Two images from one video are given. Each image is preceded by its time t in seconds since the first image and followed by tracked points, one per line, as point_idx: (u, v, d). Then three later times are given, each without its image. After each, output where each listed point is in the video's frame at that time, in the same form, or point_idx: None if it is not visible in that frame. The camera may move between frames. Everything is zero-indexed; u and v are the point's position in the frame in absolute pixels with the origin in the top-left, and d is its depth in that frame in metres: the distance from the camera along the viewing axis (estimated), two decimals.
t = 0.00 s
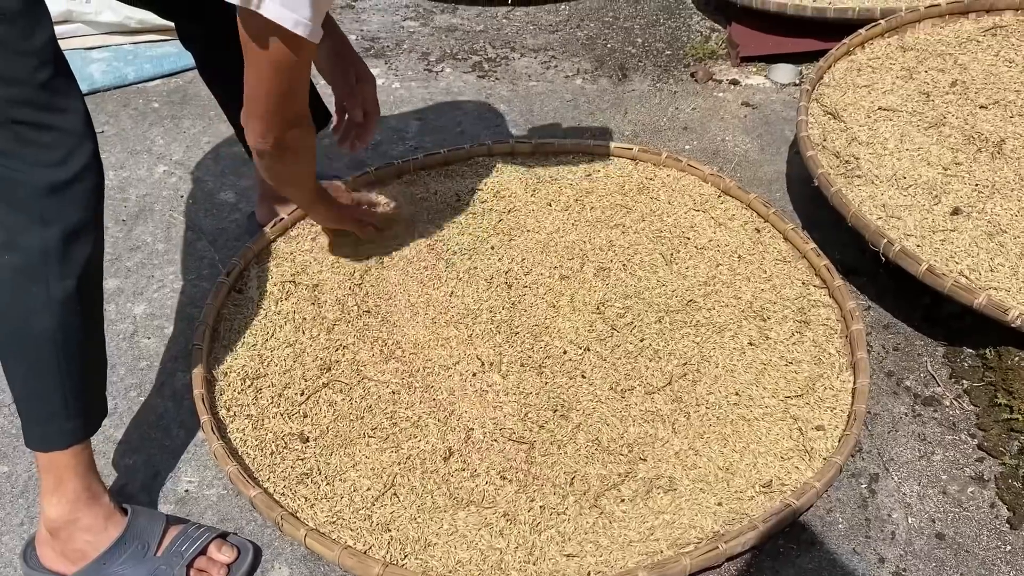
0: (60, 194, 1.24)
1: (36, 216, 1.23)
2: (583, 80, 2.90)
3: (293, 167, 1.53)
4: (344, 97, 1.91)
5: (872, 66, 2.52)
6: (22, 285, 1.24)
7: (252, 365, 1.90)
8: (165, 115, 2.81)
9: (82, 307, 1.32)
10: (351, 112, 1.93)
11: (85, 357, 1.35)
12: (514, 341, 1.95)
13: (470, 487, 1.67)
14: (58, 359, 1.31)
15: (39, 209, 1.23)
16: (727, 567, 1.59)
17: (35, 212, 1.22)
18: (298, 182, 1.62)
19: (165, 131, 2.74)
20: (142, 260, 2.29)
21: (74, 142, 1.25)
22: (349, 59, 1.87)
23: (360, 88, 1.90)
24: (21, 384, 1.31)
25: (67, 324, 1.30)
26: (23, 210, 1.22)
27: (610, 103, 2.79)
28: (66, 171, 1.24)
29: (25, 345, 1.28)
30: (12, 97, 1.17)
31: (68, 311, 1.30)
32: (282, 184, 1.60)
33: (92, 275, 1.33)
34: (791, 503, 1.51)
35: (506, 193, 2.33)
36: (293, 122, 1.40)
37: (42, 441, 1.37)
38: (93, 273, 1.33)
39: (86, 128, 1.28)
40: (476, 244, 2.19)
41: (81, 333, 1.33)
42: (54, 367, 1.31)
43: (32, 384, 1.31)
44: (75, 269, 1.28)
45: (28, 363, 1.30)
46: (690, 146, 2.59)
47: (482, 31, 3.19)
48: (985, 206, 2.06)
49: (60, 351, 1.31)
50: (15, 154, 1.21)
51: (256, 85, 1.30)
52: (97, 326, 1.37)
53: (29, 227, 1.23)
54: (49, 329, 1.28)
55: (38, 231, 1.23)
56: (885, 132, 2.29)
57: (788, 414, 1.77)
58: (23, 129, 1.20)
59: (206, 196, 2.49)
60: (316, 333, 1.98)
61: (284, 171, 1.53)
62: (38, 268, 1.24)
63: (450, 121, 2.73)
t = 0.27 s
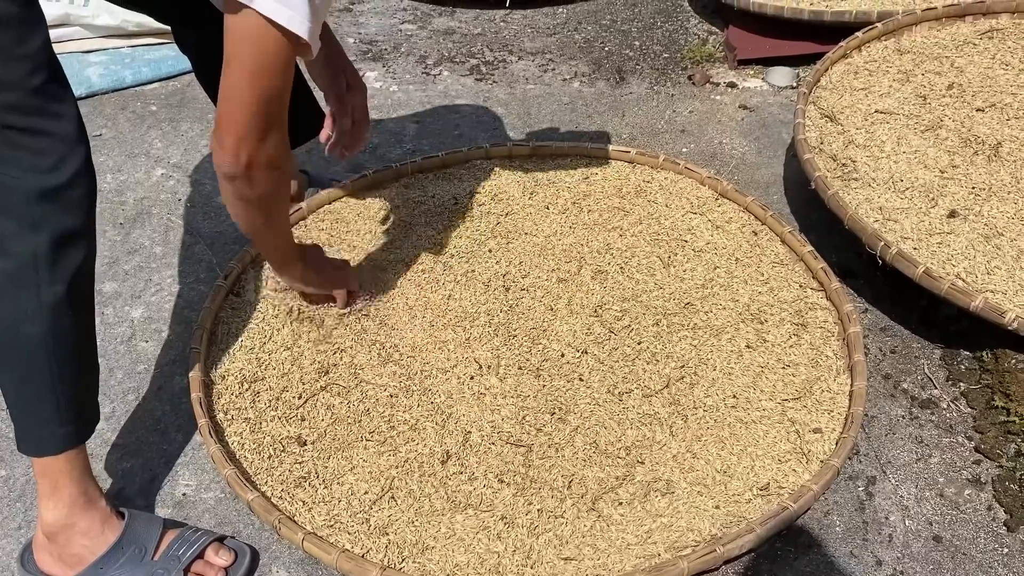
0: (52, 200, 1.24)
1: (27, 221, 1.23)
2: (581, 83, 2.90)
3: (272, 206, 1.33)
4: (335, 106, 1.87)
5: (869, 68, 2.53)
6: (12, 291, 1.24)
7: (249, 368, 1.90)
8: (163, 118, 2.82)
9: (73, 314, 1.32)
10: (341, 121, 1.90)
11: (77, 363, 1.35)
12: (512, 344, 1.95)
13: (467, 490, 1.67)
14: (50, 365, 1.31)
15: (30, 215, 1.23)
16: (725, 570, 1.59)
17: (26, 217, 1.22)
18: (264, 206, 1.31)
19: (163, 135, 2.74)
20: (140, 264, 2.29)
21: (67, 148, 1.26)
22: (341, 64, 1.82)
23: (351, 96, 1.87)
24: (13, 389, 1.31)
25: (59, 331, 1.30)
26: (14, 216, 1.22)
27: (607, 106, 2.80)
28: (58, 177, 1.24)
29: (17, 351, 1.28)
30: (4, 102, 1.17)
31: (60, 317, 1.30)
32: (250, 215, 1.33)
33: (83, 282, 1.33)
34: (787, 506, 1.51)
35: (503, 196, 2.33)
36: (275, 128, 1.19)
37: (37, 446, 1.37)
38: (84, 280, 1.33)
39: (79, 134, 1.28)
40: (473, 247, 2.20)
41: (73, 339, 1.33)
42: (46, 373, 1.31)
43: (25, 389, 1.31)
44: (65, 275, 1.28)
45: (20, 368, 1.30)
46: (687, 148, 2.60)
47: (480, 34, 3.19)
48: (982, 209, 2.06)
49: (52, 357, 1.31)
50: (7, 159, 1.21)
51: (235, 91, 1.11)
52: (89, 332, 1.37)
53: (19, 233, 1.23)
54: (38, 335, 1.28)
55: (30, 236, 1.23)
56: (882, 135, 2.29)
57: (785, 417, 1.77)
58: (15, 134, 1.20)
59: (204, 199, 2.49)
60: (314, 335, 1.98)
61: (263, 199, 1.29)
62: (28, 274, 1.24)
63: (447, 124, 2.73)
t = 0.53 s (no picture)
0: (56, 201, 1.25)
1: (31, 223, 1.23)
2: (579, 85, 2.91)
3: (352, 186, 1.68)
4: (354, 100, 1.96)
5: (867, 70, 2.53)
6: (16, 293, 1.24)
7: (249, 371, 1.90)
8: (162, 121, 2.82)
9: (77, 315, 1.32)
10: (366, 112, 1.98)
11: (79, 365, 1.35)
12: (511, 345, 1.95)
13: (467, 492, 1.67)
14: (53, 367, 1.31)
15: (34, 217, 1.23)
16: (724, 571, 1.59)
17: (30, 219, 1.23)
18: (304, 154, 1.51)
19: (162, 137, 2.74)
20: (139, 266, 2.29)
21: (70, 150, 1.26)
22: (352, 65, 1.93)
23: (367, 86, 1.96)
24: (15, 392, 1.31)
25: (62, 333, 1.30)
26: (18, 217, 1.22)
27: (606, 107, 2.80)
28: (61, 179, 1.25)
29: (19, 353, 1.28)
30: (7, 105, 1.17)
31: (64, 319, 1.30)
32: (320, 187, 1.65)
33: (87, 283, 1.33)
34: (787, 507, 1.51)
35: (502, 198, 2.33)
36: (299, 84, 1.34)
37: (37, 449, 1.36)
38: (87, 281, 1.33)
39: (82, 136, 1.28)
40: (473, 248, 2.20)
41: (76, 341, 1.33)
42: (49, 375, 1.31)
43: (27, 392, 1.31)
44: (69, 276, 1.28)
45: (23, 371, 1.29)
46: (686, 150, 2.60)
47: (479, 36, 3.19)
48: (980, 210, 2.06)
49: (55, 359, 1.31)
50: (11, 161, 1.21)
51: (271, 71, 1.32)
52: (92, 334, 1.37)
53: (23, 235, 1.23)
54: (43, 337, 1.28)
55: (34, 238, 1.23)
56: (880, 136, 2.30)
57: (785, 418, 1.77)
58: (18, 136, 1.20)
59: (203, 202, 2.49)
60: (313, 338, 1.98)
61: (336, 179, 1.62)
62: (32, 276, 1.24)
63: (446, 126, 2.74)
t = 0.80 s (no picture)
0: (55, 207, 1.24)
1: (30, 228, 1.23)
2: (576, 89, 2.91)
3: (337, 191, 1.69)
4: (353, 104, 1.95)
5: (864, 74, 2.54)
6: (16, 299, 1.24)
7: (246, 376, 1.90)
8: (159, 125, 2.81)
9: (76, 321, 1.32)
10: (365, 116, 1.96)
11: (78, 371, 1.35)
12: (508, 350, 1.95)
13: (465, 498, 1.67)
14: (52, 373, 1.31)
15: (34, 222, 1.23)
16: None
17: (29, 224, 1.22)
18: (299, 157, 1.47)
19: (159, 142, 2.74)
20: (137, 271, 2.29)
21: (69, 155, 1.26)
22: (354, 70, 1.89)
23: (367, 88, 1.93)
24: (13, 398, 1.31)
25: (61, 338, 1.30)
26: (17, 223, 1.22)
27: (603, 111, 2.80)
28: (61, 184, 1.25)
29: (18, 360, 1.28)
30: (6, 110, 1.17)
31: (63, 325, 1.30)
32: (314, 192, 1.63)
33: (85, 289, 1.33)
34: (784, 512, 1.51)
35: (499, 203, 2.33)
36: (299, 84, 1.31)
37: (35, 456, 1.36)
38: (86, 287, 1.33)
39: (80, 141, 1.28)
40: (470, 253, 2.20)
41: (75, 347, 1.33)
42: (48, 381, 1.31)
43: (26, 398, 1.31)
44: (68, 282, 1.28)
45: (21, 377, 1.29)
46: (683, 154, 2.60)
47: (476, 40, 3.20)
48: (976, 214, 2.07)
49: (54, 365, 1.31)
50: (11, 167, 1.21)
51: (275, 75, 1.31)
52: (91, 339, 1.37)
53: (23, 241, 1.23)
54: (43, 343, 1.27)
55: (32, 243, 1.23)
56: (877, 140, 2.30)
57: (782, 422, 1.77)
58: (17, 142, 1.20)
59: (200, 207, 2.49)
60: (310, 343, 1.98)
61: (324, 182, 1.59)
62: (32, 282, 1.24)
63: (443, 130, 2.74)
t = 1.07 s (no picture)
0: (42, 212, 1.24)
1: (18, 235, 1.22)
2: (572, 91, 2.91)
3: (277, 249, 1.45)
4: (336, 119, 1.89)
5: (859, 74, 2.54)
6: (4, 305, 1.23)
7: (241, 379, 1.89)
8: (154, 128, 2.81)
9: (64, 326, 1.32)
10: (344, 132, 1.92)
11: (67, 375, 1.35)
12: (504, 352, 1.95)
13: (460, 499, 1.67)
14: (41, 378, 1.31)
15: (22, 229, 1.22)
16: None
17: (17, 230, 1.22)
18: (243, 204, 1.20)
19: (154, 145, 2.73)
20: (132, 274, 2.28)
21: (56, 160, 1.25)
22: (340, 79, 1.82)
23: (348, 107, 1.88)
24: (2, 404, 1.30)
25: (49, 344, 1.30)
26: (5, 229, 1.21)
27: (599, 113, 2.80)
28: (48, 189, 1.24)
29: (8, 366, 1.27)
30: None
31: (51, 331, 1.29)
32: (231, 236, 1.26)
33: (73, 293, 1.32)
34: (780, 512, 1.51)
35: (494, 204, 2.33)
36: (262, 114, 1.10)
37: (27, 461, 1.36)
38: (74, 291, 1.32)
39: (67, 146, 1.27)
40: (465, 255, 2.19)
41: (63, 352, 1.33)
42: (36, 386, 1.31)
43: (15, 403, 1.30)
44: (56, 287, 1.28)
45: (10, 383, 1.29)
46: (679, 155, 2.60)
47: (471, 42, 3.20)
48: (972, 214, 2.07)
49: (42, 370, 1.30)
50: None
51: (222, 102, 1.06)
52: (79, 344, 1.37)
53: (10, 247, 1.22)
54: (31, 349, 1.27)
55: (20, 250, 1.22)
56: (872, 141, 2.30)
57: (778, 423, 1.77)
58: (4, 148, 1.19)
59: (195, 209, 2.48)
60: (305, 345, 1.97)
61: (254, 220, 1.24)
62: (20, 288, 1.24)
63: (439, 132, 2.74)
